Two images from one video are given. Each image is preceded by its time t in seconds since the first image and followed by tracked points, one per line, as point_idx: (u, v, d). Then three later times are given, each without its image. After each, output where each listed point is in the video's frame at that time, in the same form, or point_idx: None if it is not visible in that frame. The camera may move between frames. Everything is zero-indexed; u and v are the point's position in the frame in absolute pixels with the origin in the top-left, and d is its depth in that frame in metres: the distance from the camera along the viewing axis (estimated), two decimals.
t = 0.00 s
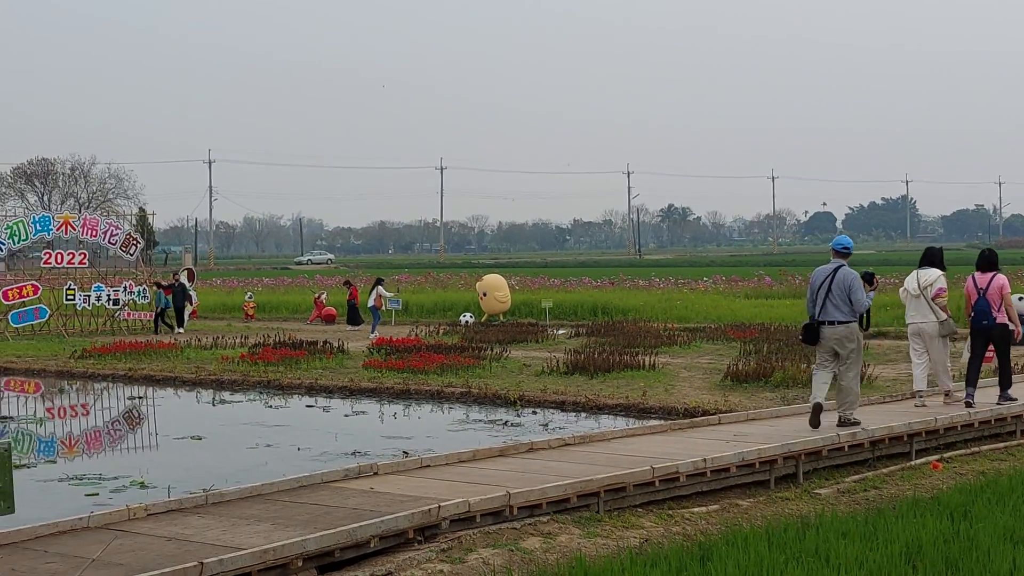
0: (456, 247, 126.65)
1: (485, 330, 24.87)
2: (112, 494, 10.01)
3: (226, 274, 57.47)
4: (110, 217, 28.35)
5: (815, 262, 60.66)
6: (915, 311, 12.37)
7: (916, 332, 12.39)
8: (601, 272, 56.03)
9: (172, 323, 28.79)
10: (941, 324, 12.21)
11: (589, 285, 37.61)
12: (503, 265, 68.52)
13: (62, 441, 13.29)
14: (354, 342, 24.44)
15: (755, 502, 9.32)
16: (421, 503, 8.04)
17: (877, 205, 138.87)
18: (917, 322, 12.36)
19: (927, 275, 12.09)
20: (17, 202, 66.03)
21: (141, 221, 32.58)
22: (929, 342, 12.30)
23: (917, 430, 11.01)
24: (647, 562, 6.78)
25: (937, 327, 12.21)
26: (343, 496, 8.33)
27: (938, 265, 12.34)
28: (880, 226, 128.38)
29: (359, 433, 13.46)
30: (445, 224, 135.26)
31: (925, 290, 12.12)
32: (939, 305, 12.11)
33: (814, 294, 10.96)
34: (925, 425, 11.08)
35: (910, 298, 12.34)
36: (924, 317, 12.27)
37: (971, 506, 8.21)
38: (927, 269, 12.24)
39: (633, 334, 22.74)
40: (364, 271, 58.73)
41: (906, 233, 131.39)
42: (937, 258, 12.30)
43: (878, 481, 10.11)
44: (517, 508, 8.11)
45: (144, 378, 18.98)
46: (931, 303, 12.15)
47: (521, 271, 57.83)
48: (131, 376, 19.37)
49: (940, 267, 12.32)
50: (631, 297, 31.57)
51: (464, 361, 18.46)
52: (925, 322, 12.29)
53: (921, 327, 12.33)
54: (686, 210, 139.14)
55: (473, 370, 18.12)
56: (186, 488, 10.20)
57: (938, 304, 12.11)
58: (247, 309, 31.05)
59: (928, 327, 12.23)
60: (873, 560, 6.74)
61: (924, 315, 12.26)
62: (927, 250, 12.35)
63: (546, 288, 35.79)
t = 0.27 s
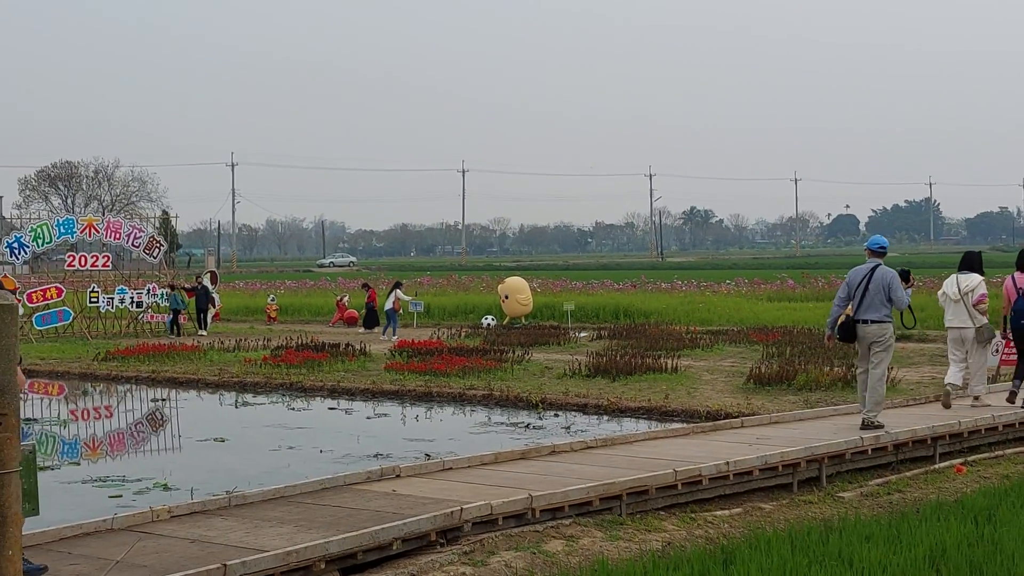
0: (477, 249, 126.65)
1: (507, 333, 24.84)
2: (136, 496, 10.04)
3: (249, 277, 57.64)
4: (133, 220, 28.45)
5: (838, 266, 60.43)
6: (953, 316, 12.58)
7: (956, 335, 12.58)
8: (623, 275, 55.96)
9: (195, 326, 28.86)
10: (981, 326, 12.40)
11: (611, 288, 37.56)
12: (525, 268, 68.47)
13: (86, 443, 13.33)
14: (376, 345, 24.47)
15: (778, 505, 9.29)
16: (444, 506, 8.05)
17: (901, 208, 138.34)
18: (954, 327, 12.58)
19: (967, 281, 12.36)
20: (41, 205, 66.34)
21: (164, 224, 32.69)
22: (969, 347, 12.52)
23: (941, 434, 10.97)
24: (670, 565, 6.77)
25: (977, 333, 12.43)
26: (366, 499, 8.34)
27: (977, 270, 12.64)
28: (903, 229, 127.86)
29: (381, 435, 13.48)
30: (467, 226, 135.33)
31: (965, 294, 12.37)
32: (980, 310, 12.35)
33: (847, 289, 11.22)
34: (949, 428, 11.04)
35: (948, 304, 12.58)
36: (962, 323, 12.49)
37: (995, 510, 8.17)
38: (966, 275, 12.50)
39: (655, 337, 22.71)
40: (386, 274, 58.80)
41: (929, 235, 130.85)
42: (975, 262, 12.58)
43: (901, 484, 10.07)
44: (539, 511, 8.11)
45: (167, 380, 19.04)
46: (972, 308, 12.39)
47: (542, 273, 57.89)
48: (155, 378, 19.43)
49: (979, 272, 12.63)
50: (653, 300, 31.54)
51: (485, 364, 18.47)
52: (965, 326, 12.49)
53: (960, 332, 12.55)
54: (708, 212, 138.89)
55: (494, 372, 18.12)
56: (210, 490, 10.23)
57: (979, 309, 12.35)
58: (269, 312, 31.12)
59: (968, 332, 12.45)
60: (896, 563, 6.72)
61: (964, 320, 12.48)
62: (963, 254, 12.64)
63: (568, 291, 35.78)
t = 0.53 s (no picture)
0: (499, 252, 126.66)
1: (529, 336, 24.83)
2: (159, 499, 10.07)
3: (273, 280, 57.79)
4: (157, 223, 28.54)
5: (861, 269, 60.17)
6: (991, 317, 12.48)
7: (992, 333, 12.56)
8: (645, 278, 55.89)
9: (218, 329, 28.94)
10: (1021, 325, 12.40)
11: (633, 291, 37.51)
12: (547, 271, 68.37)
13: (110, 446, 13.38)
14: (398, 348, 24.48)
15: (802, 509, 9.26)
16: (467, 508, 8.05)
17: (924, 210, 137.79)
18: (993, 327, 12.49)
19: (1007, 281, 12.29)
20: (65, 208, 66.63)
21: (187, 228, 32.79)
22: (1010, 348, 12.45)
23: (965, 437, 10.92)
24: (693, 568, 6.76)
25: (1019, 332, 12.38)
26: (388, 501, 8.34)
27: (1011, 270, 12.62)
28: (927, 232, 127.36)
29: (404, 438, 13.49)
30: (489, 230, 135.36)
31: (1007, 294, 12.29)
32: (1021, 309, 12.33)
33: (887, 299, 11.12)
34: (973, 432, 10.99)
35: (986, 304, 12.47)
36: (1002, 322, 12.42)
37: (1020, 514, 8.11)
38: (1003, 275, 12.43)
39: (678, 340, 22.66)
40: (408, 277, 58.91)
41: (954, 238, 130.30)
42: (1009, 263, 12.54)
43: (926, 488, 10.03)
44: (561, 514, 8.10)
45: (190, 383, 19.09)
46: (1012, 308, 12.34)
47: (564, 276, 57.89)
48: (178, 382, 19.48)
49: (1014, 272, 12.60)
50: (675, 303, 31.48)
51: (507, 367, 18.47)
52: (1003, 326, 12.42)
53: (999, 332, 12.48)
54: (731, 215, 138.60)
55: (517, 375, 18.11)
56: (233, 493, 10.26)
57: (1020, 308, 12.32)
58: (292, 315, 31.17)
59: (1010, 332, 12.38)
60: (920, 567, 6.69)
61: (1002, 320, 12.41)
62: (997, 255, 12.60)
63: (590, 294, 35.76)
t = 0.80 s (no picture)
0: (517, 255, 126.67)
1: (547, 338, 24.83)
2: (178, 501, 10.09)
3: (293, 283, 58.08)
4: (175, 226, 28.63)
5: (880, 271, 59.95)
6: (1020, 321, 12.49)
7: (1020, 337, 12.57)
8: (664, 281, 55.82)
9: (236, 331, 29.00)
10: None
11: (652, 294, 37.47)
12: (565, 273, 68.30)
13: (128, 448, 13.43)
14: (416, 350, 24.50)
15: (820, 512, 9.23)
16: (484, 511, 8.05)
17: (944, 212, 137.30)
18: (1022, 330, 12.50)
19: None
20: (85, 211, 67.15)
21: (205, 231, 32.88)
22: None
23: (984, 440, 10.88)
24: (711, 572, 6.74)
25: None
26: (406, 504, 8.35)
27: None
28: (946, 233, 126.89)
29: (422, 441, 13.50)
30: (507, 232, 135.40)
31: None
32: None
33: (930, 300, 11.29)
34: (992, 434, 10.94)
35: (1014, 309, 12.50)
36: None
37: None
38: None
39: (696, 343, 22.63)
40: (426, 279, 59.01)
41: (973, 240, 129.77)
42: None
43: (945, 491, 9.99)
44: (579, 517, 8.09)
45: (209, 385, 19.15)
46: None
47: (583, 278, 57.88)
48: (197, 385, 19.54)
49: None
50: (693, 305, 31.43)
51: (525, 369, 18.46)
52: None
53: None
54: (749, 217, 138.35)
55: (534, 378, 18.10)
56: (251, 495, 10.28)
57: None
58: (310, 317, 31.25)
59: None
60: (940, 571, 6.66)
61: None
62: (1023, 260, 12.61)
63: (608, 296, 35.74)
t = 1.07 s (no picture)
0: (529, 257, 126.65)
1: (559, 340, 24.81)
2: (191, 503, 10.10)
3: (305, 285, 58.12)
4: (188, 229, 28.64)
5: (892, 273, 59.78)
6: None
7: None
8: (676, 283, 55.75)
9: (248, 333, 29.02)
10: None
11: (664, 296, 37.44)
12: (576, 275, 68.26)
13: (141, 450, 13.45)
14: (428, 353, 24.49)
15: (834, 514, 9.21)
16: (497, 513, 8.05)
17: (957, 214, 136.95)
18: None
19: None
20: (98, 214, 67.28)
21: (218, 233, 32.93)
22: None
23: (998, 443, 10.84)
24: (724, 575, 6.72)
25: None
26: (419, 506, 8.35)
27: None
28: (959, 235, 126.57)
29: (434, 443, 13.50)
30: (519, 234, 135.39)
31: None
32: None
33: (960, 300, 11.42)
34: (1006, 437, 10.91)
35: None
36: None
37: None
38: None
39: (708, 345, 22.59)
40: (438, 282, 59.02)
41: (986, 242, 129.40)
42: None
43: (958, 493, 9.96)
44: (592, 519, 8.09)
45: (221, 388, 19.16)
46: None
47: (594, 280, 57.86)
48: (209, 387, 19.56)
49: None
50: (705, 307, 31.38)
51: (537, 372, 18.45)
52: None
53: None
54: (761, 219, 138.15)
55: (546, 380, 18.09)
56: (263, 497, 10.28)
57: None
58: (322, 319, 31.25)
59: None
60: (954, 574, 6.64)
61: None
62: None
63: (620, 298, 35.70)
